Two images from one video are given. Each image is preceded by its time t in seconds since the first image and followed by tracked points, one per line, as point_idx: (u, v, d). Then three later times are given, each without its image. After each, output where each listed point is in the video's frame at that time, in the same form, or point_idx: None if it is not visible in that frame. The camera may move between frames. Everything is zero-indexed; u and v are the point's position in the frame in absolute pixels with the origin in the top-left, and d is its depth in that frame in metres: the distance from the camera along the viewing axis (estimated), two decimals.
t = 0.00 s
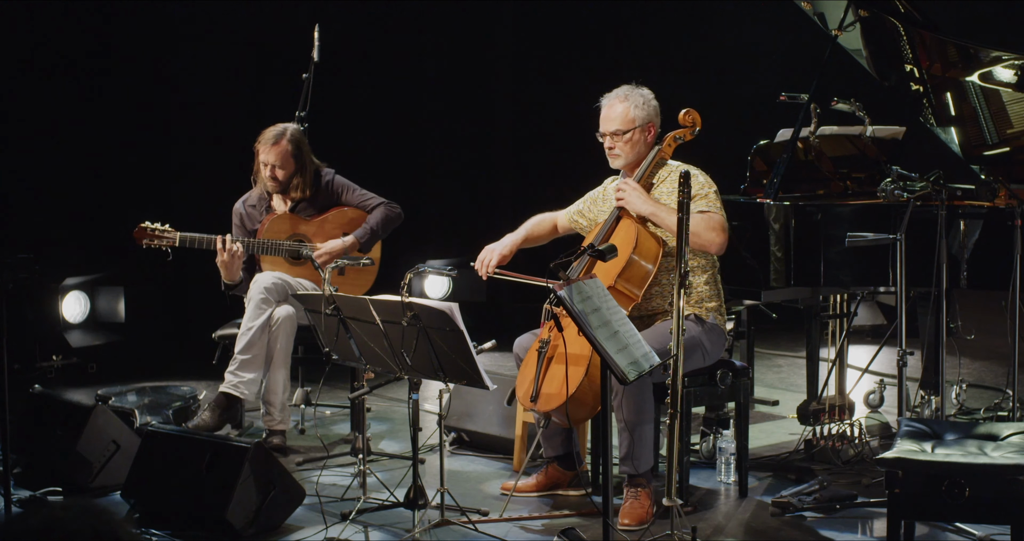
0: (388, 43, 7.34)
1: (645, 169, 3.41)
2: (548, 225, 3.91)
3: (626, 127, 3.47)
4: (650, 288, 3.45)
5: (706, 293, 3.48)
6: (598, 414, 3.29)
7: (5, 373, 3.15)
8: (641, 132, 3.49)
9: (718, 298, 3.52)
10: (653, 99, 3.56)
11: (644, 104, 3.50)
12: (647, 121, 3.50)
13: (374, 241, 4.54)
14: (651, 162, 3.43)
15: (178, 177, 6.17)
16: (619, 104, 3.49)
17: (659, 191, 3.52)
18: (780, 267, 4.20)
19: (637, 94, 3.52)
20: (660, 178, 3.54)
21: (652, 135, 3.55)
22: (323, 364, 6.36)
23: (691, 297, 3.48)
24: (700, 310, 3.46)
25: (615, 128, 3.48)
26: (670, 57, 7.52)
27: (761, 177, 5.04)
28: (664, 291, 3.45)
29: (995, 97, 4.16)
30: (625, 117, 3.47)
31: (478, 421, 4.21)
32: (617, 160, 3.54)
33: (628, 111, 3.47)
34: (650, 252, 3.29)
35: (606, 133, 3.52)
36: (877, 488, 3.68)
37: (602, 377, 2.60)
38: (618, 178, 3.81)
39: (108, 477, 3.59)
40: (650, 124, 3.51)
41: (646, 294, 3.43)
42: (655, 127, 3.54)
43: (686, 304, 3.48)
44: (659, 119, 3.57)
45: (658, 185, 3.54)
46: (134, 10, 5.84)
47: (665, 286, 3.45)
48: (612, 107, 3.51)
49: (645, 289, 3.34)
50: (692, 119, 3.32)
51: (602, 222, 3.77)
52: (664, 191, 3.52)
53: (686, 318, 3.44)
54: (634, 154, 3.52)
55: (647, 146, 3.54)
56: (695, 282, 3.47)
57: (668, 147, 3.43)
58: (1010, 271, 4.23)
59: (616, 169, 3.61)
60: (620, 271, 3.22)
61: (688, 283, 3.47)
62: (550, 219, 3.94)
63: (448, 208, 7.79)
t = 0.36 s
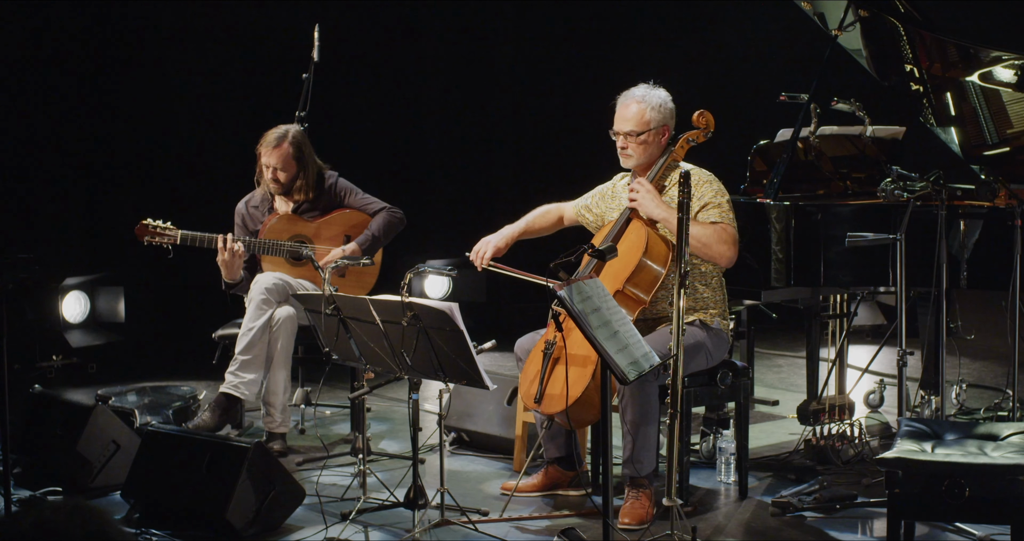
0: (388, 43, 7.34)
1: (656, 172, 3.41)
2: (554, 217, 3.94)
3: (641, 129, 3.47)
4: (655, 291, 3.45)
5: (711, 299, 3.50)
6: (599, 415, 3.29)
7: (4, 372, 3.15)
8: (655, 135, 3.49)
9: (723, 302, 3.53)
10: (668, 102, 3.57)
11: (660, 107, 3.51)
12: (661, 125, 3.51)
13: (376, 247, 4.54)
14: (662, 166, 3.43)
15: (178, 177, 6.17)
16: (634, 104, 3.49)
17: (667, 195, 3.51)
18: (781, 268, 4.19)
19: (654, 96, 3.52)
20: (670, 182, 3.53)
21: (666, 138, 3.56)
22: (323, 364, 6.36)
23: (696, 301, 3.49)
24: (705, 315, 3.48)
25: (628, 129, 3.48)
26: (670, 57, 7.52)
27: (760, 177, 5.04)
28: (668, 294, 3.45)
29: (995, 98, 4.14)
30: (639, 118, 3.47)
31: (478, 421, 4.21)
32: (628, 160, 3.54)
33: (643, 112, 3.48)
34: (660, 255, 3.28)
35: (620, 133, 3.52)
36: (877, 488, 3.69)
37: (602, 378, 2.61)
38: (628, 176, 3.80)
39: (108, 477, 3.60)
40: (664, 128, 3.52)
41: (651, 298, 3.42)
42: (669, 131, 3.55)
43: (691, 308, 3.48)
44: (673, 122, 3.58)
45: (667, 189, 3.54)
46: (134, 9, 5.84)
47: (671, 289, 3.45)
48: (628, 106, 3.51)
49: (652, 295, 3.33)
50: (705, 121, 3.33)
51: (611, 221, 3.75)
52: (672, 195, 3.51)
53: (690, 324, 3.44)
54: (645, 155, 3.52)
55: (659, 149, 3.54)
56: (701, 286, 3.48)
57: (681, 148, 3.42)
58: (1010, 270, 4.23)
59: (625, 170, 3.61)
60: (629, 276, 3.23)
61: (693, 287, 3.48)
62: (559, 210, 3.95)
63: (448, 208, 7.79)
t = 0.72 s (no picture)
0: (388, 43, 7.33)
1: (655, 173, 3.44)
2: (553, 212, 3.93)
3: (642, 129, 3.46)
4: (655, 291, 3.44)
5: (711, 298, 3.49)
6: (599, 415, 3.29)
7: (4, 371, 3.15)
8: (655, 135, 3.48)
9: (722, 301, 3.53)
10: (671, 103, 3.55)
11: (662, 107, 3.50)
12: (663, 126, 3.50)
13: (379, 252, 4.54)
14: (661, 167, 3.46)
15: (178, 177, 6.17)
16: (637, 104, 3.48)
17: (668, 195, 3.50)
18: (781, 268, 4.19)
19: (658, 97, 3.51)
20: (670, 183, 3.52)
21: (668, 139, 3.54)
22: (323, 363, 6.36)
23: (696, 300, 3.48)
24: (704, 314, 3.48)
25: (630, 128, 3.47)
26: (670, 57, 7.52)
27: (760, 177, 5.04)
28: (668, 294, 3.45)
29: (995, 98, 4.16)
30: (641, 117, 3.45)
31: (478, 421, 4.21)
32: (628, 159, 3.53)
33: (645, 112, 3.46)
34: (659, 255, 3.28)
35: (620, 132, 3.51)
36: (877, 488, 3.68)
37: (602, 378, 2.60)
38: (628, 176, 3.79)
39: (108, 478, 3.59)
40: (666, 129, 3.51)
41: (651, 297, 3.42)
42: (671, 131, 3.53)
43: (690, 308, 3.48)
44: (675, 123, 3.57)
45: (666, 190, 3.52)
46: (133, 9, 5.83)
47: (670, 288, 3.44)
48: (631, 105, 3.49)
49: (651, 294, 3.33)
50: (704, 121, 3.32)
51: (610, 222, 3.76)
52: (672, 195, 3.50)
53: (689, 323, 3.44)
54: (645, 155, 3.52)
55: (659, 150, 3.53)
56: (700, 286, 3.47)
57: (680, 148, 3.46)
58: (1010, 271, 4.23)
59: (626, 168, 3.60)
60: (628, 276, 3.23)
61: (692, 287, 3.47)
62: (558, 206, 3.95)
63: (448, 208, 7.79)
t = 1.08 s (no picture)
0: (388, 43, 7.34)
1: (645, 173, 3.47)
2: (547, 213, 3.93)
3: (626, 131, 3.47)
4: (650, 288, 3.45)
5: (706, 295, 3.50)
6: (598, 413, 3.29)
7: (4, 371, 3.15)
8: (640, 136, 3.49)
9: (718, 298, 3.54)
10: (652, 102, 3.56)
11: (644, 108, 3.50)
12: (646, 125, 3.50)
13: (382, 252, 4.55)
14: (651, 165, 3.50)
15: (178, 177, 6.17)
16: (619, 107, 3.47)
17: (659, 193, 3.51)
18: (780, 267, 4.21)
19: (637, 98, 3.51)
20: (659, 182, 3.53)
21: (652, 138, 3.56)
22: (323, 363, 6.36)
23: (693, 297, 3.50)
24: (699, 310, 3.48)
25: (614, 133, 3.47)
26: (670, 57, 7.52)
27: (760, 177, 5.04)
28: (665, 292, 3.46)
29: (995, 98, 4.16)
30: (624, 120, 3.46)
31: (478, 421, 4.21)
32: (616, 162, 3.54)
33: (628, 115, 3.46)
34: (651, 252, 3.29)
35: (605, 137, 3.51)
36: (877, 488, 3.69)
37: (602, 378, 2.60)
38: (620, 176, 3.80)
39: (108, 478, 3.59)
40: (649, 128, 3.52)
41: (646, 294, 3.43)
42: (654, 130, 3.55)
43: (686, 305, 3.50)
44: (658, 122, 3.58)
45: (656, 188, 3.54)
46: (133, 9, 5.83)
47: (665, 287, 3.45)
48: (612, 110, 3.49)
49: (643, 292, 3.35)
50: (693, 119, 3.35)
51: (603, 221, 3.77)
52: (664, 193, 3.51)
53: (686, 318, 3.44)
54: (633, 157, 3.52)
55: (646, 150, 3.54)
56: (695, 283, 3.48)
57: (669, 147, 3.52)
58: (1010, 270, 4.23)
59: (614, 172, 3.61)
60: (621, 272, 3.23)
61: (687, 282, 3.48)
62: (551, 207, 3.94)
63: (448, 208, 7.79)
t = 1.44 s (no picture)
0: (388, 43, 7.34)
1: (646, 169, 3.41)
2: (547, 222, 3.93)
3: (623, 127, 3.47)
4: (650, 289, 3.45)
5: (706, 294, 3.50)
6: (598, 413, 3.28)
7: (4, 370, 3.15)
8: (637, 132, 3.49)
9: (719, 298, 3.53)
10: (649, 99, 3.56)
11: (640, 104, 3.50)
12: (644, 122, 3.50)
13: (371, 240, 4.51)
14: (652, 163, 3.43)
15: (178, 177, 6.17)
16: (615, 105, 3.49)
17: (659, 193, 3.51)
18: (780, 268, 4.20)
19: (634, 95, 3.52)
20: (660, 181, 3.53)
21: (650, 135, 3.55)
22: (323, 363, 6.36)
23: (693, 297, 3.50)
24: (700, 309, 3.47)
25: (611, 129, 3.49)
26: (670, 57, 7.52)
27: (760, 177, 5.04)
28: (665, 293, 3.46)
29: (995, 97, 4.17)
30: (621, 117, 3.47)
31: (478, 421, 4.21)
32: (614, 160, 3.54)
33: (624, 111, 3.47)
34: (652, 253, 3.29)
35: (603, 134, 3.53)
36: (877, 487, 3.69)
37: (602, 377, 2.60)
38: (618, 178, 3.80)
39: (108, 477, 3.60)
40: (647, 124, 3.51)
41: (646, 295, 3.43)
42: (652, 126, 3.54)
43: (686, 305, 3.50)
44: (656, 118, 3.57)
45: (656, 188, 3.54)
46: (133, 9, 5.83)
47: (666, 287, 3.45)
48: (609, 107, 3.51)
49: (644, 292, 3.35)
50: (693, 119, 3.33)
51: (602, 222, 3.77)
52: (664, 193, 3.50)
53: (686, 317, 3.44)
54: (632, 154, 3.52)
55: (644, 146, 3.54)
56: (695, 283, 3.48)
57: (669, 147, 3.43)
58: (1010, 270, 4.23)
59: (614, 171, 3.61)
60: (621, 273, 3.22)
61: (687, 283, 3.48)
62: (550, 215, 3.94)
63: (448, 208, 7.79)
